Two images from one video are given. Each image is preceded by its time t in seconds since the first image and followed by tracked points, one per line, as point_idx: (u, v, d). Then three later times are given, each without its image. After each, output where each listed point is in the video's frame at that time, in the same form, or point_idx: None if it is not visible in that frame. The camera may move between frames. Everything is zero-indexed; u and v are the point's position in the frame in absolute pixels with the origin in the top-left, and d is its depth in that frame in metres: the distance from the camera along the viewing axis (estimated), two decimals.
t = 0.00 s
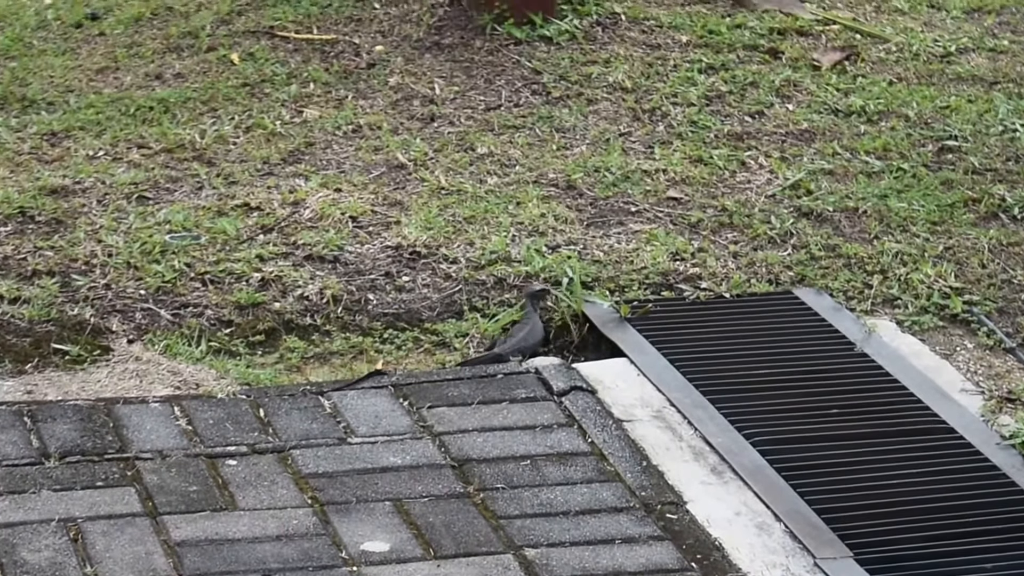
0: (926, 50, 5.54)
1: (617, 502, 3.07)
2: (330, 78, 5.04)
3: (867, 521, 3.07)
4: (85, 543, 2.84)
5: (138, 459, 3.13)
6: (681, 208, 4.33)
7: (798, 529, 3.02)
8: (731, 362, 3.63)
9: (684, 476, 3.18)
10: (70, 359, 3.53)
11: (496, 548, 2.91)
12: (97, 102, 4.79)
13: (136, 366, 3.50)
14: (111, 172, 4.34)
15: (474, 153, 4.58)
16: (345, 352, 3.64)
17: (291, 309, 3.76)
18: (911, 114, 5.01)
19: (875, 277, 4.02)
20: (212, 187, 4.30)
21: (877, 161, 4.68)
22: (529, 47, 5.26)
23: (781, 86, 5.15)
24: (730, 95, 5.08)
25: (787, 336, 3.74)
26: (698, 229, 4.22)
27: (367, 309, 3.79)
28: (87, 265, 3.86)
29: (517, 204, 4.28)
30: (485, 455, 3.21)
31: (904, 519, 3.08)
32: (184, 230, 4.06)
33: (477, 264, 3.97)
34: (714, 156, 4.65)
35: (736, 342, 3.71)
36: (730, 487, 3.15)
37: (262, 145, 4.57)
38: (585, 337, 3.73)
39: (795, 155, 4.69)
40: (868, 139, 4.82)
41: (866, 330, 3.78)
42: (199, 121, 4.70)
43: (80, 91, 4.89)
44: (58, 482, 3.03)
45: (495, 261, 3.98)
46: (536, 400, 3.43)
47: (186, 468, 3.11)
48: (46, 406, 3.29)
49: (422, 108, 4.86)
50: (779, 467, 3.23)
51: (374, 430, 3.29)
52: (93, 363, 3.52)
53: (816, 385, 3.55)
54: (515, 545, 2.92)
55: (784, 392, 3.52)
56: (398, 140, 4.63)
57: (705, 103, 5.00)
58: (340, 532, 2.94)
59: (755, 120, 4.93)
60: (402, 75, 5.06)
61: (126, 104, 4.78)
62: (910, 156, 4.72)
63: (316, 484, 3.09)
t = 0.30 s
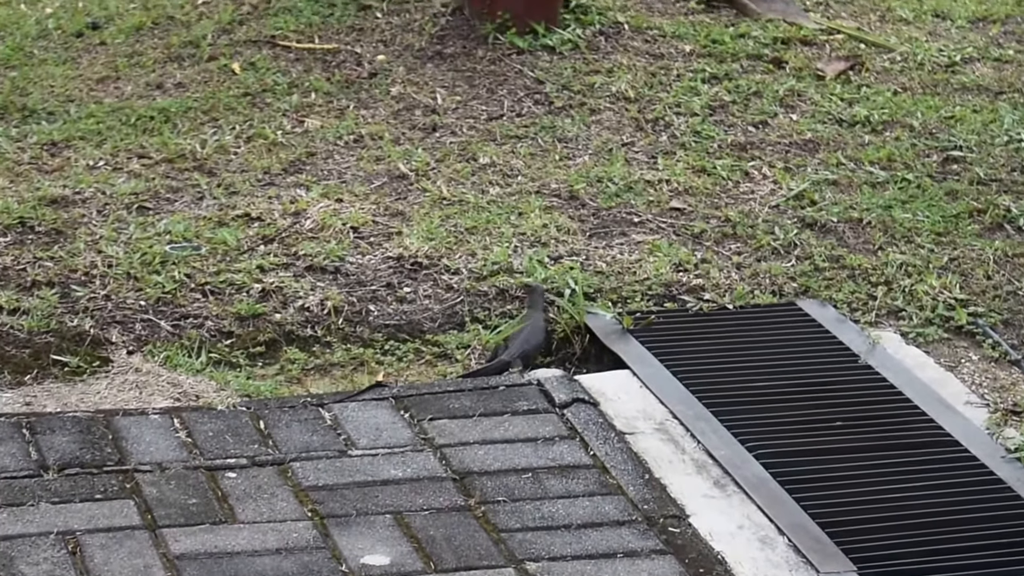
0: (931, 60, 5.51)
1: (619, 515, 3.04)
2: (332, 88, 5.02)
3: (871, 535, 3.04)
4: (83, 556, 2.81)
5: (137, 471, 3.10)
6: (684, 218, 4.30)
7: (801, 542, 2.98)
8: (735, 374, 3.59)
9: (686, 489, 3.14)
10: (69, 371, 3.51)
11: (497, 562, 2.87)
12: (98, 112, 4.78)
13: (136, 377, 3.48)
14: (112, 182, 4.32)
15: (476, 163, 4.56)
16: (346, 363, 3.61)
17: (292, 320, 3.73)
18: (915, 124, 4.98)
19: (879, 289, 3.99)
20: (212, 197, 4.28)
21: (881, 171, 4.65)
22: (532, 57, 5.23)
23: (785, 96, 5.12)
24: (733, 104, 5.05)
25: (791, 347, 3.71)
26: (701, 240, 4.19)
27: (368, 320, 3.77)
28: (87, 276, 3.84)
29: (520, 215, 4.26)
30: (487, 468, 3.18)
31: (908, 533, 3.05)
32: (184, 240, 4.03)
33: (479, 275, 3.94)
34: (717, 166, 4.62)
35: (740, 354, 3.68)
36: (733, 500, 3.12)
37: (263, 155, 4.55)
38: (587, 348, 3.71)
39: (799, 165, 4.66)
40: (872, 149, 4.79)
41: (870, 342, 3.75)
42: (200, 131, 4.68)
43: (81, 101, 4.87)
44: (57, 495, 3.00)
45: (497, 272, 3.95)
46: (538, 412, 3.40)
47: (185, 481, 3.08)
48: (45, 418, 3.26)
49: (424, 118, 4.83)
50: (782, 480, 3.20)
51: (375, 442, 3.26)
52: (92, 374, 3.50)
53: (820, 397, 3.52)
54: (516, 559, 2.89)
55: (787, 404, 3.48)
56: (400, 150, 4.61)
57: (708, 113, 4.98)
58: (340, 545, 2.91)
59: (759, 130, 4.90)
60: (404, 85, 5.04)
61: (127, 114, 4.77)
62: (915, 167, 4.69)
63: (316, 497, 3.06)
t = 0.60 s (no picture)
0: (944, 69, 5.48)
1: (630, 528, 3.00)
2: (342, 97, 5.00)
3: (884, 548, 3.00)
4: (90, 568, 2.78)
5: (145, 482, 3.08)
6: (696, 228, 4.27)
7: (813, 555, 2.94)
8: (746, 386, 3.56)
9: (697, 501, 3.11)
10: (77, 382, 3.48)
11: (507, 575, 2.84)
12: (107, 120, 4.76)
13: (144, 388, 3.45)
14: (120, 192, 4.30)
15: (487, 172, 4.53)
16: (356, 374, 3.59)
17: (301, 331, 3.71)
18: (929, 133, 4.94)
19: (892, 299, 3.95)
20: (222, 207, 4.26)
21: (894, 181, 4.61)
22: (543, 65, 5.21)
23: (797, 105, 5.09)
24: (746, 114, 5.02)
25: (803, 359, 3.68)
26: (713, 250, 4.16)
27: (378, 330, 3.74)
28: (95, 286, 3.82)
29: (531, 224, 4.23)
30: (496, 480, 3.15)
31: (922, 547, 3.01)
32: (193, 250, 4.01)
33: (489, 285, 3.92)
34: (730, 176, 4.59)
35: (752, 366, 3.64)
36: (744, 513, 3.08)
37: (272, 164, 4.53)
38: (598, 360, 3.69)
39: (811, 175, 4.63)
40: (885, 159, 4.76)
41: (883, 353, 3.71)
42: (209, 140, 4.66)
43: (90, 110, 4.86)
44: (64, 506, 2.97)
45: (507, 282, 3.92)
46: (548, 424, 3.36)
47: (193, 492, 3.05)
48: (52, 429, 3.24)
49: (434, 127, 4.81)
50: (794, 492, 3.16)
51: (384, 454, 3.23)
52: (100, 385, 3.47)
53: (832, 409, 3.48)
54: (525, 572, 2.85)
55: (799, 416, 3.45)
56: (410, 159, 4.59)
57: (721, 122, 4.95)
58: (348, 558, 2.88)
59: (771, 139, 4.87)
60: (414, 94, 5.02)
61: (136, 123, 4.75)
62: (929, 177, 4.66)
63: (324, 509, 3.03)
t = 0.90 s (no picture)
0: (967, 78, 5.43)
1: (650, 540, 2.96)
2: (362, 105, 4.98)
3: (906, 562, 2.95)
4: None
5: (161, 493, 3.05)
6: (717, 238, 4.23)
7: (835, 569, 2.90)
8: (767, 397, 3.52)
9: (717, 514, 3.07)
10: (94, 392, 3.46)
11: None
12: (126, 128, 4.76)
13: (161, 398, 3.43)
14: (138, 200, 4.29)
15: (507, 181, 4.50)
16: (374, 384, 3.56)
17: (319, 340, 3.68)
18: (952, 143, 4.89)
19: (915, 310, 3.91)
20: (240, 216, 4.24)
21: (916, 191, 4.57)
22: (564, 73, 5.18)
23: (819, 114, 5.05)
24: (767, 123, 4.98)
25: (825, 370, 3.64)
26: (734, 260, 4.12)
27: (397, 340, 3.71)
28: (112, 295, 3.80)
29: (551, 234, 4.20)
30: (515, 492, 3.12)
31: (944, 560, 2.96)
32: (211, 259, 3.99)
33: (509, 295, 3.89)
34: (751, 186, 4.55)
35: (773, 377, 3.60)
36: (765, 526, 3.04)
37: (291, 172, 4.51)
38: (618, 370, 3.65)
39: (833, 184, 4.59)
40: (907, 168, 4.71)
41: (905, 365, 3.67)
42: (228, 148, 4.65)
43: (108, 118, 4.85)
44: (80, 517, 2.95)
45: (527, 292, 3.89)
46: (568, 435, 3.33)
47: (209, 503, 3.03)
48: (68, 439, 3.22)
49: (454, 136, 4.79)
50: (815, 505, 3.12)
51: (402, 465, 3.20)
52: (117, 395, 3.45)
53: (854, 420, 3.44)
54: None
55: (821, 428, 3.41)
56: (430, 168, 4.56)
57: (742, 131, 4.91)
58: (365, 570, 2.84)
59: (793, 148, 4.83)
60: (434, 102, 5.00)
61: (154, 131, 4.74)
62: (951, 187, 4.61)
63: (342, 520, 3.00)
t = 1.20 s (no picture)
0: (992, 85, 5.37)
1: (668, 551, 2.92)
2: (383, 112, 4.96)
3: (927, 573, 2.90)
4: None
5: (177, 503, 3.03)
6: (739, 246, 4.19)
7: None
8: (787, 407, 3.47)
9: (736, 524, 3.02)
10: (111, 401, 3.44)
11: None
12: (146, 135, 4.75)
13: (178, 407, 3.41)
14: (158, 208, 4.28)
15: (528, 189, 4.47)
16: (393, 394, 3.53)
17: (338, 349, 3.65)
18: (976, 151, 4.83)
19: (937, 319, 3.85)
20: (260, 223, 4.22)
21: (940, 199, 4.51)
22: (586, 81, 5.14)
23: (843, 122, 5.00)
24: (791, 130, 4.93)
25: (846, 380, 3.58)
26: (756, 269, 4.07)
27: (416, 349, 3.68)
28: (130, 303, 3.79)
29: (572, 242, 4.16)
30: (533, 502, 3.08)
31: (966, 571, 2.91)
32: (230, 267, 3.97)
33: (528, 304, 3.85)
34: (774, 194, 4.50)
35: (793, 387, 3.55)
36: (784, 536, 3.00)
37: (312, 180, 4.49)
38: (638, 379, 3.60)
39: (856, 192, 4.54)
40: (931, 176, 4.66)
41: (927, 374, 3.61)
42: (249, 156, 4.63)
43: (129, 125, 4.85)
44: (95, 527, 2.92)
45: (547, 301, 3.86)
46: (587, 445, 3.29)
47: (226, 513, 3.00)
48: (84, 448, 3.19)
49: (476, 143, 4.76)
50: (836, 515, 3.07)
51: (419, 475, 3.17)
52: (134, 404, 3.43)
53: (875, 431, 3.39)
54: None
55: (841, 438, 3.35)
56: (451, 176, 4.54)
57: (765, 139, 4.86)
58: None
59: (816, 156, 4.78)
60: (456, 109, 4.97)
61: (175, 138, 4.73)
62: (975, 195, 4.55)
63: (358, 531, 2.97)
